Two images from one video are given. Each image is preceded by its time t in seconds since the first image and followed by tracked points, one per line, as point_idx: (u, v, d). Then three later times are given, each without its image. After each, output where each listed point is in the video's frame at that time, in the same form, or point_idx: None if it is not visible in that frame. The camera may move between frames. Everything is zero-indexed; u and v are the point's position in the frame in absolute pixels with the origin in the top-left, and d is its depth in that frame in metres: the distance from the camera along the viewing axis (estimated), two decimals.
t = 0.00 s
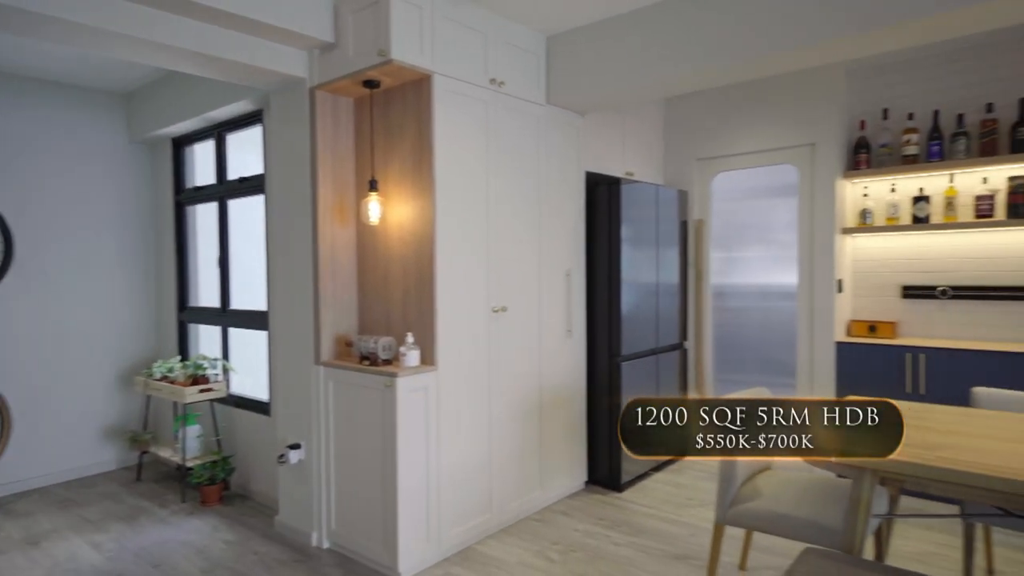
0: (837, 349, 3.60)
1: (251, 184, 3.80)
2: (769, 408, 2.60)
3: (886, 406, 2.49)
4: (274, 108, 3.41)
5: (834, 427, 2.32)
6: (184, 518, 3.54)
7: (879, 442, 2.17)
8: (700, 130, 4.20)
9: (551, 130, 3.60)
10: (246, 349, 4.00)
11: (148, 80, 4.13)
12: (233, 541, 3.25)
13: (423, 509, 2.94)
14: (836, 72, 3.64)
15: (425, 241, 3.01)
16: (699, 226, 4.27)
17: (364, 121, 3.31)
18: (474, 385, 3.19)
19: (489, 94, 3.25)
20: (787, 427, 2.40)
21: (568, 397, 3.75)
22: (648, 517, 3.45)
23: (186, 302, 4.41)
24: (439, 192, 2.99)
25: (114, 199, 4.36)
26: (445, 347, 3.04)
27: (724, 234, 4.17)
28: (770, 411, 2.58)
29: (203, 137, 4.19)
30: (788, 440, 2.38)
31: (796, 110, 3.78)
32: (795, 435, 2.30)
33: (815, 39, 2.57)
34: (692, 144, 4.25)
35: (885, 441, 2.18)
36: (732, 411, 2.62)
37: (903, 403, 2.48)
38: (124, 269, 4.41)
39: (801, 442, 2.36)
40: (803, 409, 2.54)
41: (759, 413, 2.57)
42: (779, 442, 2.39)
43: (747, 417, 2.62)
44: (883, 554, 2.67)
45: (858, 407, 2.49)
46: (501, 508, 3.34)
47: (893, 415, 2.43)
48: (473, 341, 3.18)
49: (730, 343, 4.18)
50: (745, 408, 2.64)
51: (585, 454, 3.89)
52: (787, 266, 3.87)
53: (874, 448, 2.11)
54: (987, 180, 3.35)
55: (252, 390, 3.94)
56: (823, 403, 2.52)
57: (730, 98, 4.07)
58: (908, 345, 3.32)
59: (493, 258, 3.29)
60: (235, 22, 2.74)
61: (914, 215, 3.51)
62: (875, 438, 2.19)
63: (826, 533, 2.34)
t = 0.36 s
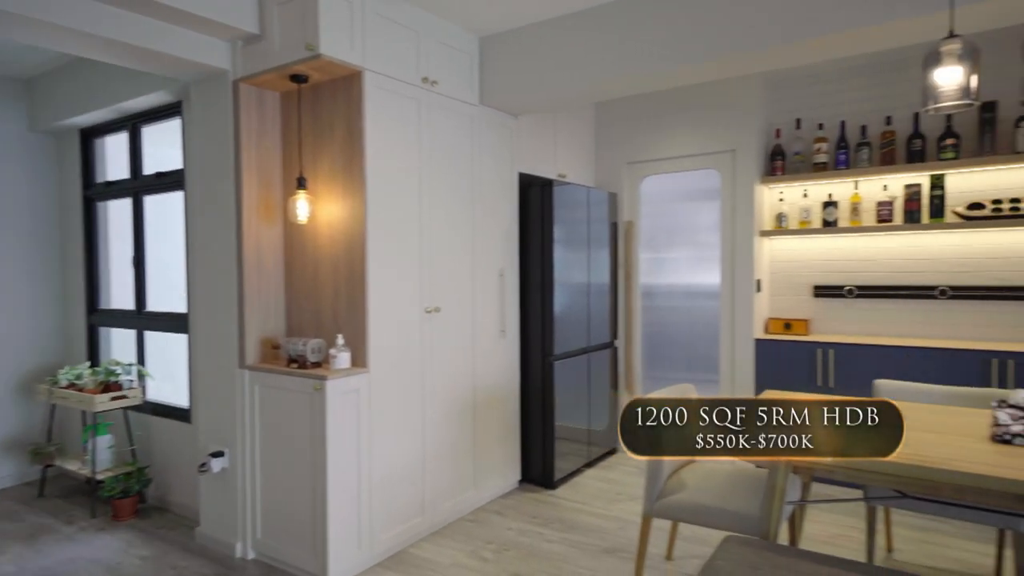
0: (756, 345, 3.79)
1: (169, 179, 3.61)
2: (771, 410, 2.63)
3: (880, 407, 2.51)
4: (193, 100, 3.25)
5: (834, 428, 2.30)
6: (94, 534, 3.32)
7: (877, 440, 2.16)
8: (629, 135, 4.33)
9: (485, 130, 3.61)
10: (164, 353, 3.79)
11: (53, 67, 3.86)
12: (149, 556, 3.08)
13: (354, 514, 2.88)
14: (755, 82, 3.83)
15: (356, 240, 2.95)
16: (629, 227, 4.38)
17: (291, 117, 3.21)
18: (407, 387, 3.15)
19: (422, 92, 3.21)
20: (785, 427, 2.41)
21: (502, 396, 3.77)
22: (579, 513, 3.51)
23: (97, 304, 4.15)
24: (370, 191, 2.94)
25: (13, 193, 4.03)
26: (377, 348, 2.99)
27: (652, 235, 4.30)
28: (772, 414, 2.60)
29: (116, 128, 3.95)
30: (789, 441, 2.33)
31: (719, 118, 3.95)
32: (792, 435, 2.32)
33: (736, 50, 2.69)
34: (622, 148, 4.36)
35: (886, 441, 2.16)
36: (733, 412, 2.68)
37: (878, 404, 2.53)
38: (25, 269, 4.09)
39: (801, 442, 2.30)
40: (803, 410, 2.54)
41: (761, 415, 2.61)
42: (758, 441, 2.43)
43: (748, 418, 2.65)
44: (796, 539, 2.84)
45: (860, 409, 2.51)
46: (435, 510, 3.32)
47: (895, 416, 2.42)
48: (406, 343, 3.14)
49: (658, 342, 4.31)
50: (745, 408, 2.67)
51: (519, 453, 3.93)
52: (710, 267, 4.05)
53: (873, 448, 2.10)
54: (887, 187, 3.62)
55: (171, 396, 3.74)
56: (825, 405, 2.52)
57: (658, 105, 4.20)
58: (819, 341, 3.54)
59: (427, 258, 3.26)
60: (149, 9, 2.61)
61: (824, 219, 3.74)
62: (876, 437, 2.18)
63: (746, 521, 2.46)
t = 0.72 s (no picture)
0: (683, 342, 3.93)
1: (77, 173, 3.38)
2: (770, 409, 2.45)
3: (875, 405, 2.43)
4: (104, 89, 3.06)
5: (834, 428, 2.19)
6: None
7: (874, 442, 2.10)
8: (562, 138, 4.39)
9: (419, 129, 3.57)
10: (72, 359, 3.55)
11: None
12: None
13: (282, 522, 2.78)
14: (682, 90, 3.97)
15: (284, 239, 2.85)
16: (562, 228, 4.44)
17: (214, 110, 3.07)
18: (338, 391, 3.07)
19: (353, 89, 3.15)
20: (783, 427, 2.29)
21: (437, 397, 3.75)
22: (514, 512, 3.54)
23: None
24: (299, 188, 2.84)
25: None
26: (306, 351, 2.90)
27: (585, 236, 4.38)
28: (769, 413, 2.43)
29: (16, 117, 3.65)
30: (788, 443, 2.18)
31: (648, 123, 4.07)
32: (790, 436, 2.19)
33: (665, 58, 2.78)
34: (555, 150, 4.42)
35: (886, 442, 2.09)
36: (733, 411, 2.50)
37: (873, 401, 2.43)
38: None
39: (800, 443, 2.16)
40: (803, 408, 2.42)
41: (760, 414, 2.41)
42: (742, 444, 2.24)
43: (748, 418, 2.49)
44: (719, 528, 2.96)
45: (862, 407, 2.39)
46: (367, 515, 3.25)
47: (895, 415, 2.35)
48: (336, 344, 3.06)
49: (590, 341, 4.40)
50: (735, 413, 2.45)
51: (454, 453, 3.92)
52: (640, 268, 4.17)
53: (875, 449, 2.02)
54: (801, 193, 3.84)
55: (80, 405, 3.50)
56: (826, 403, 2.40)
57: (591, 108, 4.28)
58: (741, 338, 3.72)
59: (359, 258, 3.19)
60: None
61: (745, 222, 3.93)
62: (876, 439, 2.10)
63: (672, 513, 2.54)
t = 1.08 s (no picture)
0: (618, 341, 4.03)
1: None
2: (771, 409, 2.45)
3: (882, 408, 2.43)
4: (8, 75, 2.84)
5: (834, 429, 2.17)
6: None
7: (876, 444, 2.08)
8: (500, 139, 4.41)
9: (354, 126, 3.50)
10: None
11: None
12: None
13: (208, 533, 2.66)
14: (616, 94, 4.07)
15: (210, 237, 2.73)
16: (500, 229, 4.46)
17: (133, 101, 2.91)
18: (269, 395, 2.97)
19: (285, 84, 3.04)
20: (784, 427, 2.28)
21: (373, 399, 3.68)
22: (452, 513, 3.52)
23: None
24: (226, 185, 2.73)
25: None
26: (234, 355, 2.78)
27: (522, 237, 4.41)
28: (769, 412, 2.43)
29: None
30: (790, 442, 2.15)
31: (585, 126, 4.15)
32: (791, 435, 2.16)
33: (601, 62, 2.84)
34: (493, 150, 4.44)
35: (885, 442, 2.08)
36: (732, 413, 2.44)
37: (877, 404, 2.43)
38: None
39: (802, 443, 2.13)
40: (801, 410, 2.42)
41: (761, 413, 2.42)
42: (740, 442, 2.21)
43: (747, 419, 2.45)
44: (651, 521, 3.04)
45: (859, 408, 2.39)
46: (299, 522, 3.15)
47: (895, 416, 2.34)
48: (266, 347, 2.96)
49: (527, 341, 4.44)
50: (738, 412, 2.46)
51: (390, 456, 3.86)
52: (576, 268, 4.24)
53: (875, 451, 2.00)
54: (728, 197, 4.02)
55: None
56: (823, 404, 2.40)
57: (529, 109, 4.32)
58: (673, 337, 3.86)
59: (290, 258, 3.09)
60: None
61: (676, 224, 4.06)
62: (877, 441, 2.08)
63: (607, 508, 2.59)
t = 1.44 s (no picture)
0: (560, 340, 4.09)
1: None
2: (770, 407, 2.46)
3: (879, 408, 2.44)
4: None
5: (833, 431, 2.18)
6: None
7: (876, 444, 2.09)
8: (443, 138, 4.39)
9: (292, 122, 3.39)
10: None
11: None
12: None
13: (134, 546, 2.52)
14: (557, 96, 4.11)
15: (135, 235, 2.59)
16: (443, 229, 4.43)
17: (48, 89, 2.73)
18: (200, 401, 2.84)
19: (217, 77, 2.92)
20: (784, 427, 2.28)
21: (312, 403, 3.59)
22: (393, 516, 3.49)
23: None
24: (153, 181, 2.59)
25: None
26: (162, 359, 2.65)
27: (464, 237, 4.40)
28: (767, 412, 2.43)
29: None
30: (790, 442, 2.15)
31: (527, 127, 4.18)
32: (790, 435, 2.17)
33: (543, 65, 2.87)
34: (435, 149, 4.41)
35: (884, 442, 2.08)
36: (733, 412, 2.46)
37: (875, 404, 2.44)
38: None
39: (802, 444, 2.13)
40: (802, 411, 2.44)
41: (760, 413, 2.42)
42: (740, 441, 2.21)
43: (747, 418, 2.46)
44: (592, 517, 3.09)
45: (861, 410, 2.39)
46: (233, 531, 3.04)
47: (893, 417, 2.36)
48: (197, 350, 2.83)
49: (470, 341, 4.43)
50: (738, 411, 2.46)
51: (330, 460, 3.77)
52: (519, 268, 4.27)
53: (874, 451, 2.00)
54: (665, 200, 4.13)
55: None
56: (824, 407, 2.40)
57: (472, 109, 4.31)
58: (612, 336, 3.95)
59: (224, 258, 2.97)
60: None
61: (616, 226, 4.15)
62: (876, 441, 2.09)
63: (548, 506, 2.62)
